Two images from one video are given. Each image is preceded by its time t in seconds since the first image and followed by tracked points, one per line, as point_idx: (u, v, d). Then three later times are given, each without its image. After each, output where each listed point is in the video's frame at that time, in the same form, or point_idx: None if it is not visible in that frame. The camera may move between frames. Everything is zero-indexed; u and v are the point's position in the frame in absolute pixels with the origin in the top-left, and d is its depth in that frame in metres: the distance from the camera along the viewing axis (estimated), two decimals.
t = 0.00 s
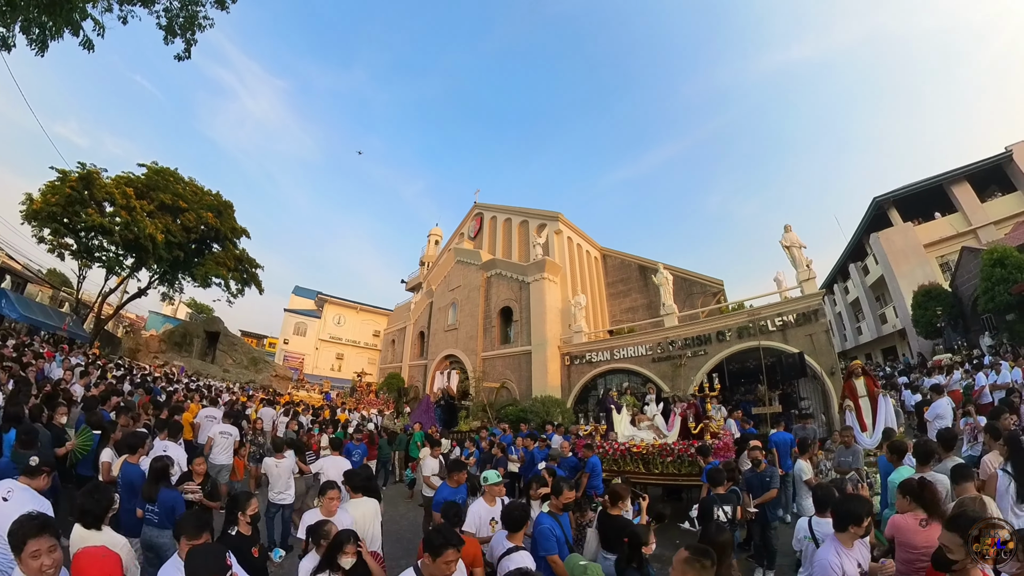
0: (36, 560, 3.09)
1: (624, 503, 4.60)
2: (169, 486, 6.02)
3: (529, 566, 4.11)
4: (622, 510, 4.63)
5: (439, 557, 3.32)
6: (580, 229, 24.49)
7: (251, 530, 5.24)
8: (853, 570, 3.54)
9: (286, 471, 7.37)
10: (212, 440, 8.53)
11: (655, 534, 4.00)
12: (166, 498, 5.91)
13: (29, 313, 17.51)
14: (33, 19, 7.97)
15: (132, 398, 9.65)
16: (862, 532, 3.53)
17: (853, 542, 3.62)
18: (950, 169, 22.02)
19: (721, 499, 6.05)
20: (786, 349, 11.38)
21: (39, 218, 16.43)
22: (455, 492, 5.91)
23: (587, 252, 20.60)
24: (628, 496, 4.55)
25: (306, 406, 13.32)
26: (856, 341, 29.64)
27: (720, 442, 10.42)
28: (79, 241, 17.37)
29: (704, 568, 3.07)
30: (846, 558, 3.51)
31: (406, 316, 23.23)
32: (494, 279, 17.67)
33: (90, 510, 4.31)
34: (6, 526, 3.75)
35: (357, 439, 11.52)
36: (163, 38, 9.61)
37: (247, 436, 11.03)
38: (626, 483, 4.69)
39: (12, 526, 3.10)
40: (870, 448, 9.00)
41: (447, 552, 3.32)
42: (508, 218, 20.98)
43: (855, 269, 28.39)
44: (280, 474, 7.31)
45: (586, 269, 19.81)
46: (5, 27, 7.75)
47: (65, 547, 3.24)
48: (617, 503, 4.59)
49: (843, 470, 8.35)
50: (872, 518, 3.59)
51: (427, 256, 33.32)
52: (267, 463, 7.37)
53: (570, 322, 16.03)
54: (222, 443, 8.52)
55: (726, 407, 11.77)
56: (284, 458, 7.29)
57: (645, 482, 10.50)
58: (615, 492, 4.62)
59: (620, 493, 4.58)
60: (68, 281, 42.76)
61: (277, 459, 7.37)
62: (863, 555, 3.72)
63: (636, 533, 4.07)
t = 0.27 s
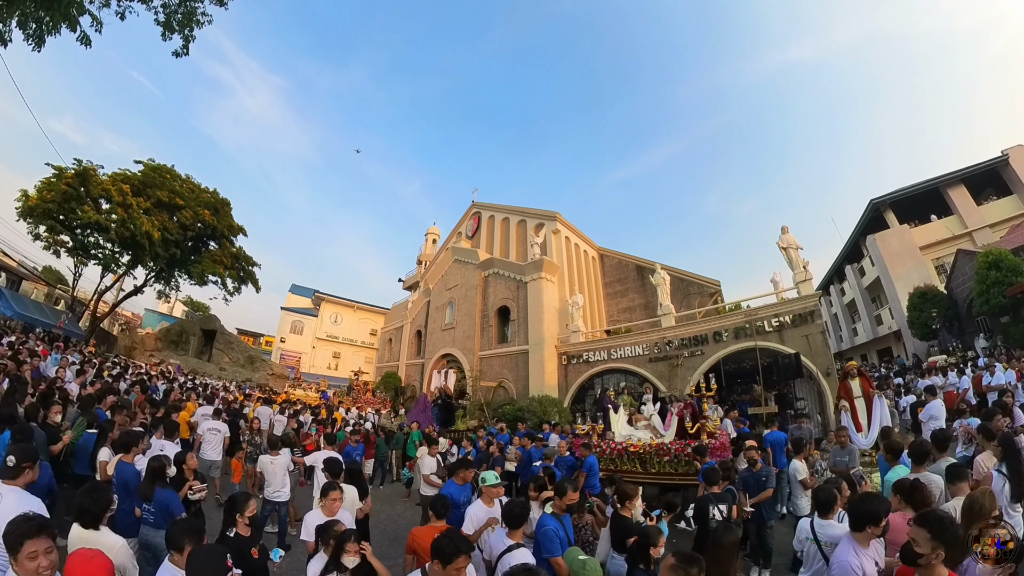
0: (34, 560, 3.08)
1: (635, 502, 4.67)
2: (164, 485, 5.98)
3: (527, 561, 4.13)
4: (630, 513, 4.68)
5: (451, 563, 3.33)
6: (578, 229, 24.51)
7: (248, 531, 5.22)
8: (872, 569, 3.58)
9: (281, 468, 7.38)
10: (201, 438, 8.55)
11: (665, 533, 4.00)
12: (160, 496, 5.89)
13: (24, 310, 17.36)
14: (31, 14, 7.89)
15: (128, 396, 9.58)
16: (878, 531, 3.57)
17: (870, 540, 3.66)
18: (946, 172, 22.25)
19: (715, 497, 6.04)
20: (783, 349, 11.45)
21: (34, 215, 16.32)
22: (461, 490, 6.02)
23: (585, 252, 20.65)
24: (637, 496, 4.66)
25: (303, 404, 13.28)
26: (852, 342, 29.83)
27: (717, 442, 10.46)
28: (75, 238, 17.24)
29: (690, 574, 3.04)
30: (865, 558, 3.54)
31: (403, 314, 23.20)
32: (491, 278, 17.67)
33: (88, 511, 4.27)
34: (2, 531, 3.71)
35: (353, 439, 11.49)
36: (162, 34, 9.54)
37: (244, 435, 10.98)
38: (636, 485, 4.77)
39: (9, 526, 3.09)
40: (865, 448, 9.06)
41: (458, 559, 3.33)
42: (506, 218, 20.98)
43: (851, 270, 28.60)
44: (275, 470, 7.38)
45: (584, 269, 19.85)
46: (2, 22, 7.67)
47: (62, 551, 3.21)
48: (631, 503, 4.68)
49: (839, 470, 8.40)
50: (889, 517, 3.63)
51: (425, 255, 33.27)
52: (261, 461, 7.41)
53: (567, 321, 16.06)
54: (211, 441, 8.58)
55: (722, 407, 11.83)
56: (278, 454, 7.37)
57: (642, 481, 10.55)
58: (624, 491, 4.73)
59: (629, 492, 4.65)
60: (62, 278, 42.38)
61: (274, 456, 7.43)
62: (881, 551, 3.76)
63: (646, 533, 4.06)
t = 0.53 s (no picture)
0: (29, 561, 3.05)
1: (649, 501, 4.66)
2: (157, 484, 5.89)
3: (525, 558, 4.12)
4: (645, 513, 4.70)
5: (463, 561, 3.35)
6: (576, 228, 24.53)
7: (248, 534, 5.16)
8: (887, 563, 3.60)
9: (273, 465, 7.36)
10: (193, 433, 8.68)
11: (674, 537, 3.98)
12: (154, 496, 5.80)
13: (19, 308, 17.18)
14: (27, 7, 7.80)
15: (124, 395, 9.49)
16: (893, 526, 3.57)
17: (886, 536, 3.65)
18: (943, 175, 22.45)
19: (713, 496, 5.96)
20: (779, 349, 11.52)
21: (29, 211, 16.15)
22: (466, 487, 6.09)
23: (583, 252, 20.67)
24: (650, 494, 4.63)
25: (300, 403, 13.22)
26: (848, 342, 30.09)
27: (715, 441, 10.50)
28: (70, 235, 17.08)
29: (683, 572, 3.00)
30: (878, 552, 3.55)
31: (400, 313, 23.14)
32: (489, 277, 17.66)
33: (84, 510, 4.20)
34: None
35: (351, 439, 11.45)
36: (159, 30, 9.45)
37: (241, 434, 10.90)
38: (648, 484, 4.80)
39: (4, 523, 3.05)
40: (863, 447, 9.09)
41: (477, 554, 3.35)
42: (504, 217, 20.97)
43: (847, 272, 28.80)
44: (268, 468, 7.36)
45: (582, 269, 19.88)
46: None
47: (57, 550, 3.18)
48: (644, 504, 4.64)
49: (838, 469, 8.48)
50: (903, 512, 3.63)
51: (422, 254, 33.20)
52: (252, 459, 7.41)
53: (565, 321, 16.08)
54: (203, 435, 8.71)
55: (719, 407, 11.88)
56: (269, 452, 7.36)
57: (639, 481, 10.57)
58: (636, 490, 4.72)
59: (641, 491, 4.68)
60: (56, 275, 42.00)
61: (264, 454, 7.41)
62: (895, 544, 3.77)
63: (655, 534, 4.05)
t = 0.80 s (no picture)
0: (30, 561, 3.01)
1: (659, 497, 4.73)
2: (153, 483, 5.83)
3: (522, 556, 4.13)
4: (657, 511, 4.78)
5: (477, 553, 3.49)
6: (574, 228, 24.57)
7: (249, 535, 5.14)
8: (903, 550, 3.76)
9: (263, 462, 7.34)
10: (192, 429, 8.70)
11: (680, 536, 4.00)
12: (150, 496, 5.74)
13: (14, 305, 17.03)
14: (23, 1, 7.70)
15: (120, 393, 9.41)
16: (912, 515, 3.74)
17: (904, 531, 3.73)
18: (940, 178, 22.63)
19: (712, 496, 5.94)
20: (776, 350, 11.59)
21: (25, 208, 15.97)
22: (466, 487, 6.06)
23: (580, 252, 20.70)
24: (660, 493, 4.71)
25: (297, 402, 13.17)
26: (844, 343, 30.34)
27: (711, 441, 10.55)
28: (67, 232, 16.94)
29: (668, 555, 3.18)
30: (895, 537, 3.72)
31: (398, 312, 23.10)
32: (487, 276, 17.66)
33: (83, 511, 4.13)
34: None
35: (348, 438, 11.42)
36: (157, 25, 9.36)
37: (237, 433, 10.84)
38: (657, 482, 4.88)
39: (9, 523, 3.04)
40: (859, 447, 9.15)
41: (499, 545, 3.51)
42: (501, 216, 20.97)
43: (844, 273, 29.02)
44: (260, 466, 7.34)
45: (579, 268, 19.91)
46: None
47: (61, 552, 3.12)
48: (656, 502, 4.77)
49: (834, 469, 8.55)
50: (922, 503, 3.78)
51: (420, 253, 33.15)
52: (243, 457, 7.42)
53: (562, 320, 16.11)
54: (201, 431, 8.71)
55: (716, 407, 11.95)
56: (260, 449, 7.37)
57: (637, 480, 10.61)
58: (646, 488, 4.78)
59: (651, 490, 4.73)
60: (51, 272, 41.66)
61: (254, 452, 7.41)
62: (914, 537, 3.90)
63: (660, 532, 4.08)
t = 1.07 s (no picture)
0: (31, 569, 2.99)
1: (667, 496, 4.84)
2: (151, 483, 5.82)
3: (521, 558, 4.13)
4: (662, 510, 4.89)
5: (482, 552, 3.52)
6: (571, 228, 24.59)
7: (250, 535, 5.09)
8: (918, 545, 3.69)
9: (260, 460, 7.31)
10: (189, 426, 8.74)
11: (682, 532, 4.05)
12: (148, 496, 5.71)
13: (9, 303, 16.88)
14: None
15: (116, 393, 9.34)
16: (924, 504, 3.71)
17: (916, 517, 3.77)
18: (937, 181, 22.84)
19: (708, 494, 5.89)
20: (772, 351, 11.66)
21: (20, 204, 15.82)
22: (463, 487, 5.98)
23: (578, 252, 20.75)
24: (667, 494, 4.83)
25: (293, 401, 13.13)
26: (840, 344, 30.54)
27: (708, 441, 10.58)
28: (62, 229, 16.80)
29: (655, 543, 3.40)
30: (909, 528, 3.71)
31: (395, 311, 23.07)
32: (484, 276, 17.65)
33: (81, 513, 4.06)
34: None
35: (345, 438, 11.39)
36: (155, 21, 9.29)
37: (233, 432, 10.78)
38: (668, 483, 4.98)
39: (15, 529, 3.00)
40: (853, 447, 9.20)
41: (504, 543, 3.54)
42: (499, 215, 20.97)
43: (839, 275, 29.23)
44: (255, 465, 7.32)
45: (577, 268, 19.96)
46: None
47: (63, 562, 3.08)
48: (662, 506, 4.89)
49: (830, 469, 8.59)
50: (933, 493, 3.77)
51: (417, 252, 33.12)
52: (237, 455, 7.34)
53: (559, 320, 16.13)
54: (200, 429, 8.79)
55: (712, 407, 12.01)
56: (254, 448, 7.25)
57: (633, 479, 10.65)
58: (655, 491, 4.90)
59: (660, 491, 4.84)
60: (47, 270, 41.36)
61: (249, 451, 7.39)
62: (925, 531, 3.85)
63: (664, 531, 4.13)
